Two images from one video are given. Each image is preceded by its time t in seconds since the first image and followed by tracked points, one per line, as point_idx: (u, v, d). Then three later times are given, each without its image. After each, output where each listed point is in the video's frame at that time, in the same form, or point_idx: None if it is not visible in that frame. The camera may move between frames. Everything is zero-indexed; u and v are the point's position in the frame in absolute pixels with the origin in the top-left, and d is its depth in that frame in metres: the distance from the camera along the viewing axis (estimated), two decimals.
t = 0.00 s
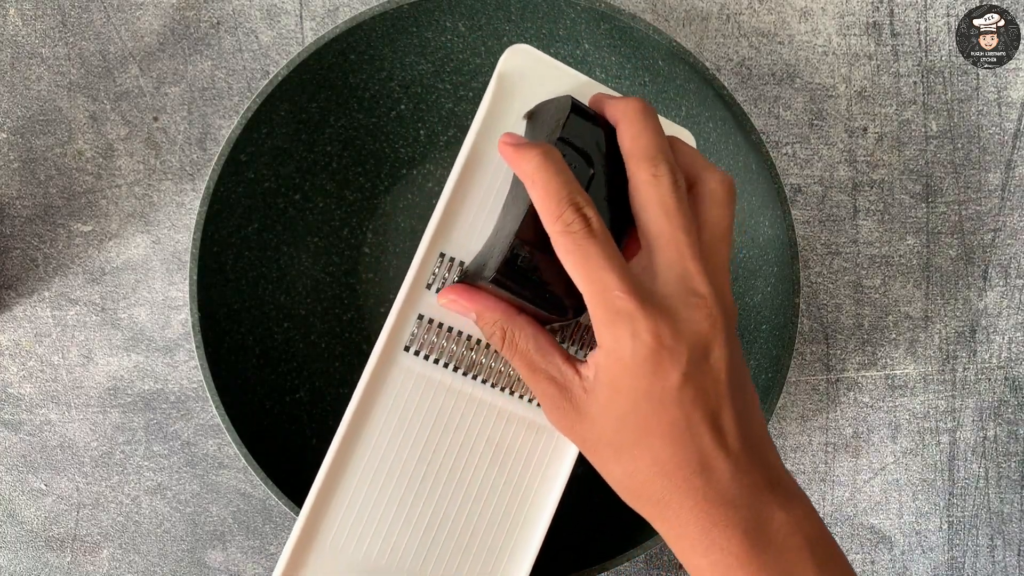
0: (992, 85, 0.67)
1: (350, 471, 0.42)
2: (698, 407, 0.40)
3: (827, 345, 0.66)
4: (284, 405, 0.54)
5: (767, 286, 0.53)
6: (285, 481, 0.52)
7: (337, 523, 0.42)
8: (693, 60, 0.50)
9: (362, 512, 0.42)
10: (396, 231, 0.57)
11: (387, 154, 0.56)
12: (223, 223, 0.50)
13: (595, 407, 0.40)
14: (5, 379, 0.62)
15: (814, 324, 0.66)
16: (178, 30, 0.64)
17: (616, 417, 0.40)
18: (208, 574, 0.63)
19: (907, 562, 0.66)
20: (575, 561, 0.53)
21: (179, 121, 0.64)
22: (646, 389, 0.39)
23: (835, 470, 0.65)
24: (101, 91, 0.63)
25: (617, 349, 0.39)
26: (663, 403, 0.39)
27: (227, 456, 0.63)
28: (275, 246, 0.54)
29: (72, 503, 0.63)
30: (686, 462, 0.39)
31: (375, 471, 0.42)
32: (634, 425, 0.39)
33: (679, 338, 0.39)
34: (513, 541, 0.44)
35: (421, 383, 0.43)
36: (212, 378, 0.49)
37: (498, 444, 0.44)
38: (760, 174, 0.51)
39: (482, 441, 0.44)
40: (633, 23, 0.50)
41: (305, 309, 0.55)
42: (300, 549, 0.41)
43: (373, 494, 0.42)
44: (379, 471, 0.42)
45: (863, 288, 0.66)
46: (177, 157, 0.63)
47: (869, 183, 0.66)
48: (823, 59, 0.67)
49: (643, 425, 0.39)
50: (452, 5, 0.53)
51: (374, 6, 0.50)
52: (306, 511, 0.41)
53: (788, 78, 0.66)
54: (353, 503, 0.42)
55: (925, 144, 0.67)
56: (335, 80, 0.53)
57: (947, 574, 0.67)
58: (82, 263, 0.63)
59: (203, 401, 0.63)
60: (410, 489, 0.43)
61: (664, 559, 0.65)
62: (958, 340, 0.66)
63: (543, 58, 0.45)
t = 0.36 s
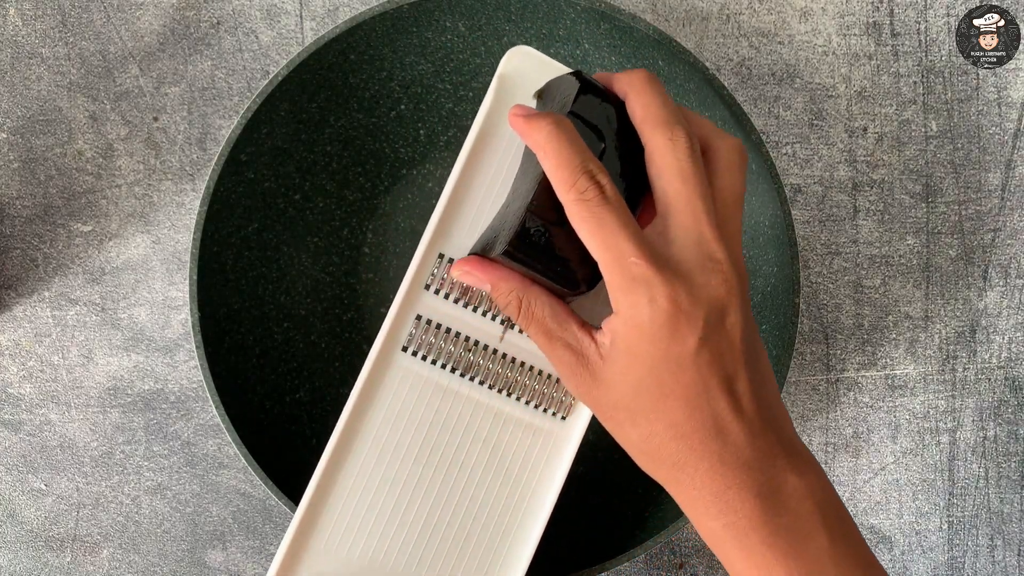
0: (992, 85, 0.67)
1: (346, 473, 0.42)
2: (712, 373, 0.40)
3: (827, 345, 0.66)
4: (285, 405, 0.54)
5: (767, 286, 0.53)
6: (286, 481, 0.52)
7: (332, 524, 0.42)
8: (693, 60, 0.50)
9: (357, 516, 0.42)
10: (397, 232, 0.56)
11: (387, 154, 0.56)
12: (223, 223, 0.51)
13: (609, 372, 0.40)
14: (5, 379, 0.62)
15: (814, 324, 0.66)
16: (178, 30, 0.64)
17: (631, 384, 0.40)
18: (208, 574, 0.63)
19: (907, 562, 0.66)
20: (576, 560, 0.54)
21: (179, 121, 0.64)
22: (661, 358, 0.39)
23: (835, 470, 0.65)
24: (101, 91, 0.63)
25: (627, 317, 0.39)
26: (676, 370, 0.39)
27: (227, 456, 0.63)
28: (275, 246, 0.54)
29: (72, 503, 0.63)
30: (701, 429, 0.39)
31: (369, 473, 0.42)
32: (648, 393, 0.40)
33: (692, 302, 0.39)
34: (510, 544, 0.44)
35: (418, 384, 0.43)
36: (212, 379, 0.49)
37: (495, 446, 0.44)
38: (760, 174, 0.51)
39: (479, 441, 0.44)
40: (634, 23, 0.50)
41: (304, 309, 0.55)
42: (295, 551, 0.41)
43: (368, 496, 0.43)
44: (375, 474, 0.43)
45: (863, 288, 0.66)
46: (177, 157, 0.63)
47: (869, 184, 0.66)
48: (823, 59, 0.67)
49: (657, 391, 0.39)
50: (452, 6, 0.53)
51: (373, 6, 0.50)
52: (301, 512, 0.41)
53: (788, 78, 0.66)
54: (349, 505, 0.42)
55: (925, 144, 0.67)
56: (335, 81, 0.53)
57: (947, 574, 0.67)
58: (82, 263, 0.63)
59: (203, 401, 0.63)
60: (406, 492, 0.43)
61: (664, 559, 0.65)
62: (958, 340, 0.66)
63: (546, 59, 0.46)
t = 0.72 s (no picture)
0: (992, 85, 0.67)
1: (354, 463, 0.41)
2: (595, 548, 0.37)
3: (826, 345, 0.66)
4: (285, 405, 0.54)
5: (767, 285, 0.53)
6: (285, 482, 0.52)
7: (350, 519, 0.40)
8: (693, 61, 0.49)
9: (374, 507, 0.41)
10: (397, 231, 0.60)
11: (387, 153, 0.59)
12: (224, 223, 0.50)
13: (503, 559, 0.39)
14: (5, 379, 0.63)
15: (813, 323, 0.66)
16: (178, 30, 0.64)
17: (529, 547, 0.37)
18: (208, 574, 0.63)
19: (906, 562, 0.66)
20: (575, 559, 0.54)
21: (179, 121, 0.64)
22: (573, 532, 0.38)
23: (834, 470, 0.66)
24: (101, 91, 0.63)
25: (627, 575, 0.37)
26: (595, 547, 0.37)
27: (227, 455, 0.63)
28: (275, 246, 0.55)
29: (72, 503, 0.63)
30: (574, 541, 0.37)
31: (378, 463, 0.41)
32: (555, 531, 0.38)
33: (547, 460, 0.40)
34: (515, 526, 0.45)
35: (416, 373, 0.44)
36: (212, 378, 0.46)
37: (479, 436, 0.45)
38: (760, 174, 0.51)
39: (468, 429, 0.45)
40: (634, 23, 0.49)
41: (305, 309, 0.56)
42: (318, 547, 0.38)
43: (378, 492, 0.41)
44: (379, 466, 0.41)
45: (863, 288, 0.66)
46: (177, 157, 0.63)
47: (869, 184, 0.66)
48: (823, 59, 0.67)
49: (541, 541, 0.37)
50: (452, 7, 0.52)
51: (374, 8, 0.48)
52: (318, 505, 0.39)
53: (788, 78, 0.66)
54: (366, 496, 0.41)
55: (925, 145, 0.67)
56: (336, 81, 0.53)
57: (947, 574, 0.67)
58: (82, 263, 0.63)
59: (203, 401, 0.63)
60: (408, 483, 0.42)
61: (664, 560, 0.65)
62: (958, 340, 0.66)
63: (501, 80, 0.48)
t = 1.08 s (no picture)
0: (992, 85, 0.67)
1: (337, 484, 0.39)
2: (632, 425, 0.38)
3: (826, 345, 0.66)
4: (285, 405, 0.55)
5: (766, 285, 0.53)
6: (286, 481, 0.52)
7: (332, 537, 0.39)
8: (693, 61, 0.49)
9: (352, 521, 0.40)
10: (397, 232, 0.60)
11: (388, 154, 0.59)
12: (224, 223, 0.50)
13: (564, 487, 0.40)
14: (6, 379, 0.63)
15: (813, 323, 0.66)
16: (179, 30, 0.64)
17: (588, 520, 0.39)
18: (208, 574, 0.63)
19: (906, 562, 0.67)
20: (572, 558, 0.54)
21: (179, 121, 0.64)
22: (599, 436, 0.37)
23: (834, 470, 0.66)
24: (101, 91, 0.63)
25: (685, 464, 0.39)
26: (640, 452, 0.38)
27: (227, 455, 0.63)
28: (276, 246, 0.55)
29: (72, 503, 0.63)
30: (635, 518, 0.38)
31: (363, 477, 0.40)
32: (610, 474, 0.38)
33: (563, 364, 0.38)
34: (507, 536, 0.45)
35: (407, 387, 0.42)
36: (213, 378, 0.46)
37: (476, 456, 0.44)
38: (759, 173, 0.51)
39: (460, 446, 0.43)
40: (634, 24, 0.49)
41: (305, 309, 0.57)
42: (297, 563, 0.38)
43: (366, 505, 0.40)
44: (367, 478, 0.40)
45: (863, 288, 0.66)
46: (177, 157, 0.63)
47: (869, 184, 0.66)
48: (823, 59, 0.67)
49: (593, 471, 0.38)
50: (452, 8, 0.52)
51: (374, 8, 0.48)
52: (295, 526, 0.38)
53: (788, 78, 0.67)
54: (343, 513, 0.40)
55: (925, 145, 0.67)
56: (336, 81, 0.53)
57: (947, 574, 0.67)
58: (82, 263, 0.63)
59: (203, 401, 0.63)
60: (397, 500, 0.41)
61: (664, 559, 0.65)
62: (958, 340, 0.66)
63: (514, 90, 0.47)
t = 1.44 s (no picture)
0: (992, 85, 0.67)
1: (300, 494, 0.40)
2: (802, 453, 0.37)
3: (827, 345, 0.66)
4: (284, 405, 0.55)
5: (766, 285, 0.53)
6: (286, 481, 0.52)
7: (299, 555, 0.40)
8: (692, 60, 0.49)
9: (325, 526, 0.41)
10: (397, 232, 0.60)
11: (388, 154, 0.59)
12: (223, 223, 0.50)
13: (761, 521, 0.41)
14: (5, 379, 0.63)
15: (813, 323, 0.66)
16: (178, 30, 0.64)
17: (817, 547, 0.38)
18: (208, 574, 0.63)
19: (907, 562, 0.66)
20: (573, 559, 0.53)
21: (179, 121, 0.64)
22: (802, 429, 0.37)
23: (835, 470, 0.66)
24: (101, 91, 0.63)
25: (601, 419, 0.48)
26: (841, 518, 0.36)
27: (227, 455, 0.63)
28: (275, 246, 0.55)
29: (72, 503, 0.63)
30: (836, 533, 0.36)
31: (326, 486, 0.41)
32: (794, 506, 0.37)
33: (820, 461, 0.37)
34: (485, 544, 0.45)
35: (373, 394, 0.43)
36: (213, 378, 0.46)
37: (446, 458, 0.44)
38: (760, 173, 0.50)
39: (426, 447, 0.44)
40: (633, 23, 0.49)
41: (305, 309, 0.57)
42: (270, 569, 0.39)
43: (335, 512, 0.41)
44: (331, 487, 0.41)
45: (863, 288, 0.66)
46: (177, 157, 0.63)
47: (869, 184, 0.66)
48: (823, 59, 0.67)
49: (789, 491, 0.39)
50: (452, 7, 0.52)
51: (375, 8, 0.48)
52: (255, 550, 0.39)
53: (788, 78, 0.66)
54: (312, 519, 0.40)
55: (925, 145, 0.67)
56: (336, 82, 0.53)
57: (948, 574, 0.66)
58: (81, 263, 0.63)
59: (203, 401, 0.63)
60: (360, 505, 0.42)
61: (665, 560, 0.65)
62: (958, 341, 0.66)
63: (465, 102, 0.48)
